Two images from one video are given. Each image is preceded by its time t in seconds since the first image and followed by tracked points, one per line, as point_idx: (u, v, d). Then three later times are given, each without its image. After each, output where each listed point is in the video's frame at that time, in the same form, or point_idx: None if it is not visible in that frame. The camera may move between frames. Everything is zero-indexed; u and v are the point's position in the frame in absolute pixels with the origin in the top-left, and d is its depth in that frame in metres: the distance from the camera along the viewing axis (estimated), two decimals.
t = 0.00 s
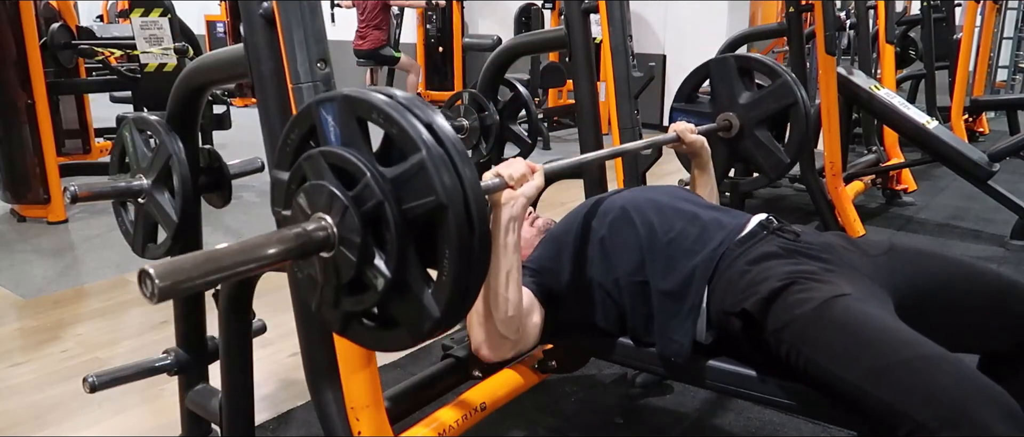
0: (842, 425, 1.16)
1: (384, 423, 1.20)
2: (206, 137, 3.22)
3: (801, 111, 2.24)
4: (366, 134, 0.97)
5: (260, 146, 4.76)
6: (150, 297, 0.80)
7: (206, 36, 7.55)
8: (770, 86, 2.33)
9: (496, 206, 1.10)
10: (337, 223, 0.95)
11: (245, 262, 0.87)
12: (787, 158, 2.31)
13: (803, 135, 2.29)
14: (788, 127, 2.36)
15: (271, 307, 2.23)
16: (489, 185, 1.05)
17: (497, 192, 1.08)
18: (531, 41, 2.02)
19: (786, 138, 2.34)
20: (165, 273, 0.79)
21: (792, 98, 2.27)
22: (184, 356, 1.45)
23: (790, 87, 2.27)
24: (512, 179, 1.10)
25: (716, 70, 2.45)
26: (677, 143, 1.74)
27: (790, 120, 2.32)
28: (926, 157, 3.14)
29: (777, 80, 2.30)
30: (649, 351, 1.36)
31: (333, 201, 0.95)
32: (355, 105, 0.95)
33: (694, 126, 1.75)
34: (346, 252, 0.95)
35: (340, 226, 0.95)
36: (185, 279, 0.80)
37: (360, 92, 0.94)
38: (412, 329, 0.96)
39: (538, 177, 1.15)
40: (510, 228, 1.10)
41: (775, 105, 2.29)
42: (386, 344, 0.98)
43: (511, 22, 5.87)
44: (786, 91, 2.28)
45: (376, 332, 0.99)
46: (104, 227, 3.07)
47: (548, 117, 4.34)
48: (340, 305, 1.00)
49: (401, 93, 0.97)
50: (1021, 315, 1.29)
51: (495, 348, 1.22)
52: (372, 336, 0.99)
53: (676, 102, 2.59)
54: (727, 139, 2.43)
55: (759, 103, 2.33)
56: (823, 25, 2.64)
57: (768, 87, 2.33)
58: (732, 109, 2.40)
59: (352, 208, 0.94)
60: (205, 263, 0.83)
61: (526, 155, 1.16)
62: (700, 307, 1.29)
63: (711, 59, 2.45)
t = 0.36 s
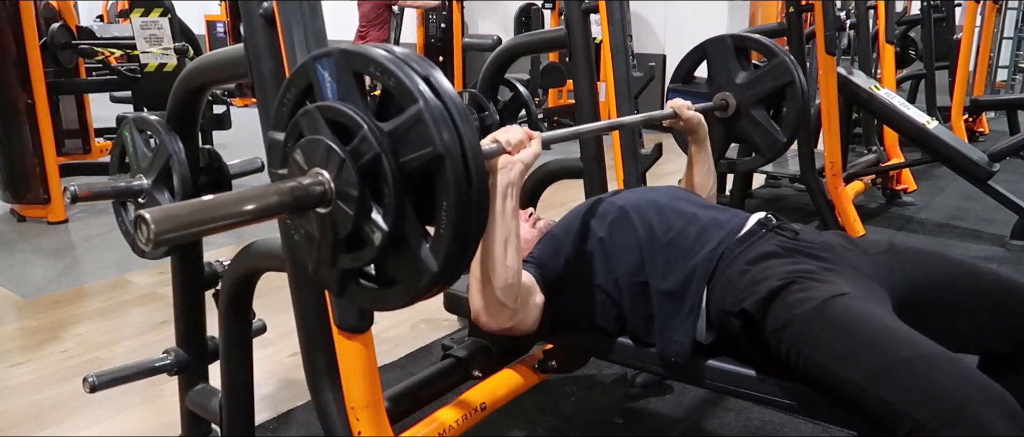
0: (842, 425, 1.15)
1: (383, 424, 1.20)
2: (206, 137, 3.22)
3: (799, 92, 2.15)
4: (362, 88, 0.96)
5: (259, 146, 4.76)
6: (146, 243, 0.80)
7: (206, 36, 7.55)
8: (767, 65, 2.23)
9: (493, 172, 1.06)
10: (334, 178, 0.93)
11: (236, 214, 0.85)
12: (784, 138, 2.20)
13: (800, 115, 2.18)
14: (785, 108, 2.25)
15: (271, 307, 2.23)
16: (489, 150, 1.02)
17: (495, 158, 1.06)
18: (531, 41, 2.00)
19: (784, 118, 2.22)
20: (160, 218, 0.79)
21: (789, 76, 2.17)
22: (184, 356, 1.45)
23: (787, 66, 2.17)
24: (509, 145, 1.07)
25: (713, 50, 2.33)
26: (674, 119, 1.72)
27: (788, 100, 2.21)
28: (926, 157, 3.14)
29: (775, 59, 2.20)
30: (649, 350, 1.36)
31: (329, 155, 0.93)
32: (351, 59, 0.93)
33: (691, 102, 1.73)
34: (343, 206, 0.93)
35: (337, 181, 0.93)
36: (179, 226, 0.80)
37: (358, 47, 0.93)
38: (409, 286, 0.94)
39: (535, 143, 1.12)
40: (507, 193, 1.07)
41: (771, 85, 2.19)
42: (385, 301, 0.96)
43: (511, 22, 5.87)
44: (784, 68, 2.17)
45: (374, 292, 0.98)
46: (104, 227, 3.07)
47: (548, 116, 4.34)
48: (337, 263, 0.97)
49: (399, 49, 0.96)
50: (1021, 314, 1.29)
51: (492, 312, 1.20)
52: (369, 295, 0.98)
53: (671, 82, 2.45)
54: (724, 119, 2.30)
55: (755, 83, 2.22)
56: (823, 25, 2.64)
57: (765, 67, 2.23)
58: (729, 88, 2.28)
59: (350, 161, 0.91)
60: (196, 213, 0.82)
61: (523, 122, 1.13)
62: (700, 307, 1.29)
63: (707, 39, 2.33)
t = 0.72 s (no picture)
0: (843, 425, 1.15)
1: (383, 424, 1.20)
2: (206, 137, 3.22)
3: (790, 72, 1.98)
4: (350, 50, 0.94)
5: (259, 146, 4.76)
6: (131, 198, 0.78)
7: (206, 36, 7.55)
8: (759, 44, 2.07)
9: (485, 142, 1.05)
10: (324, 140, 0.91)
11: (225, 171, 0.84)
12: (775, 119, 2.02)
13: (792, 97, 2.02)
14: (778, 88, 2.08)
15: (271, 307, 2.23)
16: (481, 120, 1.01)
17: (486, 128, 1.04)
18: (530, 41, 2.00)
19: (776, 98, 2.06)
20: (145, 173, 0.77)
21: (781, 56, 2.01)
22: (184, 356, 1.45)
23: (779, 46, 2.01)
24: (500, 115, 1.06)
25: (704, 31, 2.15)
26: (665, 98, 1.70)
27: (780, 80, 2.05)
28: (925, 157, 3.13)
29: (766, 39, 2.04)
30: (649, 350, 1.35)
31: (319, 116, 0.91)
32: (339, 19, 0.91)
33: (683, 81, 1.72)
34: (333, 168, 0.90)
35: (326, 143, 0.90)
36: (164, 183, 0.78)
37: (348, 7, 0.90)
38: (401, 250, 0.92)
39: (526, 114, 1.11)
40: (499, 163, 1.05)
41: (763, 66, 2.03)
42: (377, 267, 0.94)
43: (511, 22, 5.87)
44: (778, 48, 2.01)
45: (366, 258, 0.96)
46: (103, 227, 3.07)
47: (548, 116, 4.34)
48: (327, 229, 0.95)
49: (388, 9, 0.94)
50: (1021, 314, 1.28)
51: (486, 284, 1.19)
52: (361, 262, 0.96)
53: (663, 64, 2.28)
54: (715, 101, 2.14)
55: (747, 64, 2.06)
56: (823, 25, 2.64)
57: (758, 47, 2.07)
58: (720, 68, 2.11)
59: (339, 121, 0.89)
60: (183, 170, 0.80)
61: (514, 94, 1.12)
62: (700, 309, 1.29)
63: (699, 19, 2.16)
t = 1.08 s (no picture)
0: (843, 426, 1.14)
1: (383, 423, 1.20)
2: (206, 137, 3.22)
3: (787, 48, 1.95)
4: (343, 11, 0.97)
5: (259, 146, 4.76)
6: (121, 148, 0.77)
7: (206, 36, 7.55)
8: (756, 21, 2.03)
9: (480, 108, 1.08)
10: (315, 96, 0.90)
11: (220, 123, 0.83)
12: (772, 95, 1.98)
13: (788, 73, 1.97)
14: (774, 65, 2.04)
15: (271, 307, 2.23)
16: (475, 85, 1.03)
17: (481, 93, 1.07)
18: (530, 40, 2.00)
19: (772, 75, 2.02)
20: (136, 119, 0.76)
21: (778, 32, 1.97)
22: (184, 356, 1.45)
23: (776, 22, 1.97)
24: (494, 80, 1.08)
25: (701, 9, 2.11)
26: (661, 72, 1.68)
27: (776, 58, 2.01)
28: (925, 157, 3.13)
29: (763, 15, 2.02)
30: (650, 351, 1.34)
31: (310, 72, 0.90)
32: None
33: (679, 56, 1.70)
34: (325, 123, 0.89)
35: (318, 99, 0.90)
36: (156, 130, 0.77)
37: None
38: (393, 207, 0.91)
39: (521, 80, 1.13)
40: (495, 130, 1.09)
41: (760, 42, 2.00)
42: (370, 227, 0.93)
43: (511, 23, 5.87)
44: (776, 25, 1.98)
45: (359, 219, 0.95)
46: (104, 227, 3.07)
47: (549, 116, 4.34)
48: (320, 188, 0.94)
49: None
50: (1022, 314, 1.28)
51: (486, 250, 1.23)
52: (353, 223, 0.95)
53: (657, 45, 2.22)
54: (710, 78, 2.10)
55: (744, 40, 2.03)
56: (823, 25, 2.64)
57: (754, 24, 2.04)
58: (716, 45, 2.08)
59: (330, 76, 0.88)
60: (173, 120, 0.79)
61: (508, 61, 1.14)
62: (700, 312, 1.29)
63: None
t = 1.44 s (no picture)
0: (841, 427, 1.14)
1: (384, 422, 1.20)
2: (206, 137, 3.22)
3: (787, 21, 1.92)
4: None
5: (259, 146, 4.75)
6: (111, 55, 0.76)
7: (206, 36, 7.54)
8: None
9: (480, 58, 1.12)
10: (312, 22, 0.90)
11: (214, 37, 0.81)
12: (771, 68, 1.92)
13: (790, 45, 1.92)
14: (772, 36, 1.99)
15: (271, 307, 2.23)
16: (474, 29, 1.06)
17: (480, 42, 1.10)
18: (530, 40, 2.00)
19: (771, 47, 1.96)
20: (129, 29, 0.74)
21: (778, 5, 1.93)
22: (184, 356, 1.45)
23: None
24: (493, 29, 1.11)
25: None
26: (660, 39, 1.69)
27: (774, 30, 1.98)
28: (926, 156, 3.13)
29: None
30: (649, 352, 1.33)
31: None
32: None
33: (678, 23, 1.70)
34: (321, 50, 0.89)
35: (314, 25, 0.90)
36: (148, 40, 0.76)
37: None
38: (391, 138, 0.92)
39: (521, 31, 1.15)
40: (496, 80, 1.12)
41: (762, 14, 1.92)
42: (366, 162, 0.94)
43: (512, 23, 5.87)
44: None
45: (354, 153, 0.95)
46: (104, 227, 3.07)
47: (549, 116, 4.34)
48: (316, 120, 0.94)
49: None
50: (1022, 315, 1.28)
51: (503, 198, 1.27)
52: (348, 158, 0.95)
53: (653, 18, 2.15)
54: (709, 50, 2.02)
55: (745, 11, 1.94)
56: (823, 25, 2.64)
57: None
58: (715, 17, 1.99)
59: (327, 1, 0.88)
60: (151, 34, 0.76)
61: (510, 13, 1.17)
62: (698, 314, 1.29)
63: None
